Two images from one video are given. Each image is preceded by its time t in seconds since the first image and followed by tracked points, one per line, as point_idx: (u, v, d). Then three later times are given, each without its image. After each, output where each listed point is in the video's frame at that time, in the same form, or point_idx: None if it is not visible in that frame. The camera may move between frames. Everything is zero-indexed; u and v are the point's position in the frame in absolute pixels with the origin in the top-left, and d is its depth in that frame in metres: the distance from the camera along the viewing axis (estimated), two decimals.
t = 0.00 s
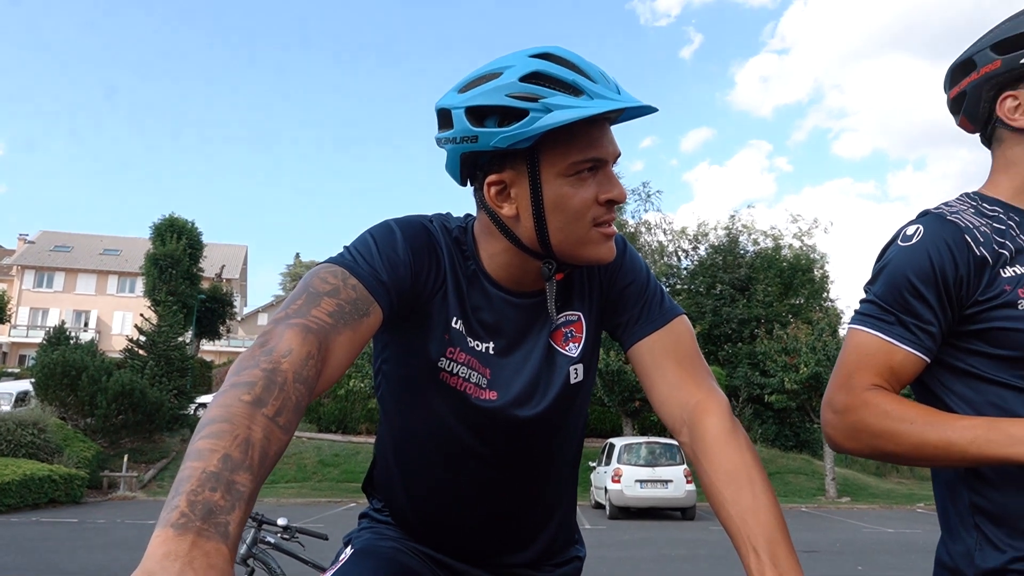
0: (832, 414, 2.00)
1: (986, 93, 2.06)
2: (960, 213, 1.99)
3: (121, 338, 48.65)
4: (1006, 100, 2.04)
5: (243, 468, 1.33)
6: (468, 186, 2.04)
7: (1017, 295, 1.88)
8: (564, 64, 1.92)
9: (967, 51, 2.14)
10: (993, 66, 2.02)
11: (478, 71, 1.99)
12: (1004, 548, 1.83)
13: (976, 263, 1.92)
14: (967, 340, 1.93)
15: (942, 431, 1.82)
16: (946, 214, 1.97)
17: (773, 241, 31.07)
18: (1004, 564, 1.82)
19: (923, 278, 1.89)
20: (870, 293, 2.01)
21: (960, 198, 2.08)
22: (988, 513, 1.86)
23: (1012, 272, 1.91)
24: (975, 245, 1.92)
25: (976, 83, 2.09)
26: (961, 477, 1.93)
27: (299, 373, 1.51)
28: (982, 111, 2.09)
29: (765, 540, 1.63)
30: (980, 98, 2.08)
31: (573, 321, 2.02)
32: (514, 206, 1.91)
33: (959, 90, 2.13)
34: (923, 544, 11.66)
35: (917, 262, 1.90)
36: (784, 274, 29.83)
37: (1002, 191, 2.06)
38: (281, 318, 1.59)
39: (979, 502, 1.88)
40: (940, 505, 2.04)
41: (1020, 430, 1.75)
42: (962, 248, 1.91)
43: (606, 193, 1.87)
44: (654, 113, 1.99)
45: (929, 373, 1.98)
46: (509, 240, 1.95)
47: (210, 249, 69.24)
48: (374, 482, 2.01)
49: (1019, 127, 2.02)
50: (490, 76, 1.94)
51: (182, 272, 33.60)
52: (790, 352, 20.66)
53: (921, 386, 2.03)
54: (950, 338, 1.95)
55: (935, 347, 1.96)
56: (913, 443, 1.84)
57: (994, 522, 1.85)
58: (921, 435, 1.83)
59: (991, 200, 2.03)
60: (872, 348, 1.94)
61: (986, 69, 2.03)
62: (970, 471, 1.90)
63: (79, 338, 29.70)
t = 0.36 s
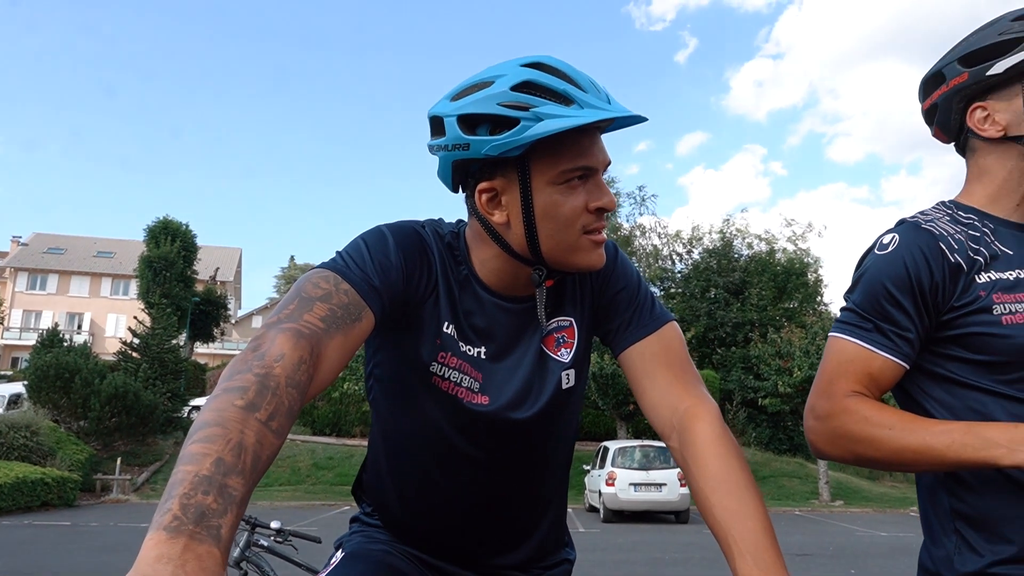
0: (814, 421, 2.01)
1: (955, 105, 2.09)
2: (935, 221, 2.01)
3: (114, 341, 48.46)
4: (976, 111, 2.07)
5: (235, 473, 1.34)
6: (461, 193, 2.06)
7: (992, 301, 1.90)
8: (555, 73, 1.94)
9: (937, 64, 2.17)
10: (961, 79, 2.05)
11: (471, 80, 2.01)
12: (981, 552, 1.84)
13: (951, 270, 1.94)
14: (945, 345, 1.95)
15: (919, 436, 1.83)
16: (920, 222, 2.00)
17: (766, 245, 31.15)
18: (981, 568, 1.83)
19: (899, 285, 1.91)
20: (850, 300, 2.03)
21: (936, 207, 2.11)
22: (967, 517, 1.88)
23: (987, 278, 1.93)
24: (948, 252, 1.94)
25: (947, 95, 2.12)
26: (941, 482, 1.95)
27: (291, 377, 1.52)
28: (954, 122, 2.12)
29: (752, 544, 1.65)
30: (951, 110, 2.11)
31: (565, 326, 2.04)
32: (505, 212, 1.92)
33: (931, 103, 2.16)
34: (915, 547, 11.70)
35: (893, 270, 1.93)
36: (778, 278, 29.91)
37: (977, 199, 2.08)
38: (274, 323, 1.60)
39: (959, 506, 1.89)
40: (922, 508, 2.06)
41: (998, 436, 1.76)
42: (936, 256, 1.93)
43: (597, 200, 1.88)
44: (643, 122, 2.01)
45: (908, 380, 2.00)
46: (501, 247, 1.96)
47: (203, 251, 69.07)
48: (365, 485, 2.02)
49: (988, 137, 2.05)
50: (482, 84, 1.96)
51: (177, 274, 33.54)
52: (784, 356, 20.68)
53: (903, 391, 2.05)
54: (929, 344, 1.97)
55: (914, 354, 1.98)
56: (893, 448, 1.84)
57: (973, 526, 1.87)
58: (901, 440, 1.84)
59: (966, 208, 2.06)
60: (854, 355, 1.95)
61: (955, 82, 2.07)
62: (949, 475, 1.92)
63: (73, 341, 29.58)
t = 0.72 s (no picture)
0: (795, 430, 2.02)
1: (928, 121, 2.12)
2: (912, 232, 2.02)
3: (107, 345, 48.30)
4: (949, 126, 2.08)
5: (216, 481, 1.33)
6: (447, 200, 2.06)
7: (968, 308, 1.89)
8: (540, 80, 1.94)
9: (911, 80, 2.20)
10: (932, 96, 2.08)
11: (457, 89, 2.01)
12: (957, 556, 1.84)
13: (927, 279, 1.95)
14: (922, 353, 1.95)
15: (894, 442, 1.84)
16: (898, 233, 2.00)
17: (761, 251, 31.24)
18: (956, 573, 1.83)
19: (877, 295, 1.92)
20: (830, 310, 2.04)
21: (915, 218, 2.12)
22: (942, 522, 1.88)
23: (962, 287, 1.93)
24: (925, 262, 1.95)
25: (919, 111, 2.15)
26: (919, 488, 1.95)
27: (275, 386, 1.52)
28: (929, 136, 2.15)
29: (734, 552, 1.65)
30: (925, 126, 2.14)
31: (553, 333, 2.04)
32: (491, 220, 1.93)
33: (906, 119, 2.19)
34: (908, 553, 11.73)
35: (870, 280, 1.93)
36: (772, 284, 30.02)
37: (954, 211, 2.10)
38: (258, 331, 1.60)
39: (935, 512, 1.89)
40: (902, 514, 2.06)
41: (970, 443, 1.75)
42: (913, 266, 1.94)
43: (582, 208, 1.88)
44: (630, 130, 2.01)
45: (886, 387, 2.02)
46: (486, 254, 1.97)
47: (198, 255, 68.93)
48: (352, 493, 2.02)
49: (962, 151, 2.07)
50: (467, 93, 1.96)
51: (171, 279, 33.47)
52: (778, 361, 20.70)
53: (884, 399, 2.06)
54: (908, 353, 1.98)
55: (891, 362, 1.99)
56: (873, 455, 1.86)
57: (948, 531, 1.87)
58: (877, 447, 1.85)
59: (944, 219, 2.08)
60: (830, 364, 1.96)
61: (927, 98, 2.10)
62: (927, 481, 1.92)
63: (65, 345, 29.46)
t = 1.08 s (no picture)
0: (791, 426, 2.02)
1: (932, 122, 2.12)
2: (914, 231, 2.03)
3: (103, 348, 48.21)
4: (953, 129, 2.09)
5: (210, 485, 1.34)
6: (441, 204, 2.07)
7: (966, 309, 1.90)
8: (533, 83, 1.95)
9: (918, 80, 2.21)
10: (938, 97, 2.08)
11: (451, 91, 2.02)
12: (948, 557, 1.85)
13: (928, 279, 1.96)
14: (922, 352, 1.96)
15: (892, 441, 1.85)
16: (902, 231, 2.01)
17: (757, 252, 31.28)
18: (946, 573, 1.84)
19: (878, 293, 1.93)
20: (829, 306, 2.04)
21: (917, 218, 2.13)
22: (933, 523, 1.88)
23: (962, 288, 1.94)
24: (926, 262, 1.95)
25: (923, 110, 2.15)
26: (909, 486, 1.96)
27: (268, 390, 1.52)
28: (932, 137, 2.15)
29: (728, 553, 1.65)
30: (930, 126, 2.14)
31: (546, 335, 2.04)
32: (484, 222, 1.93)
33: (911, 118, 2.19)
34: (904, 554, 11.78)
35: (872, 277, 1.94)
36: (769, 285, 30.10)
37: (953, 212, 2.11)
38: (251, 334, 1.61)
39: (926, 513, 1.90)
40: (890, 513, 2.07)
41: (966, 442, 1.76)
42: (914, 267, 1.95)
43: (576, 208, 1.89)
44: (623, 131, 2.02)
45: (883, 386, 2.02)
46: (480, 256, 1.97)
47: (193, 258, 68.82)
48: (346, 497, 2.03)
49: (965, 154, 2.06)
50: (461, 95, 1.97)
51: (166, 281, 33.41)
52: (774, 363, 20.72)
53: (878, 398, 2.06)
54: (906, 351, 1.99)
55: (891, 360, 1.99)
56: (870, 453, 1.86)
57: (938, 532, 1.88)
58: (877, 444, 1.86)
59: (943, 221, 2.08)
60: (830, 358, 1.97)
61: (934, 98, 2.10)
62: (918, 482, 1.93)
63: (61, 347, 29.37)
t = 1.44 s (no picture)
0: (807, 430, 1.95)
1: (956, 115, 2.05)
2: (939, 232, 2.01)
3: (99, 349, 48.08)
4: (973, 126, 2.05)
5: (207, 489, 1.34)
6: (437, 205, 2.07)
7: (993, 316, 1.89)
8: (526, 84, 1.95)
9: (942, 69, 2.13)
10: (968, 90, 2.01)
11: (446, 93, 2.02)
12: (965, 567, 1.84)
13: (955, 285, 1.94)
14: (941, 360, 1.92)
15: (921, 449, 1.81)
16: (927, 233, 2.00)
17: (754, 255, 31.35)
18: None
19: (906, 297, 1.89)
20: (847, 304, 2.00)
21: (928, 217, 2.11)
22: (950, 532, 1.87)
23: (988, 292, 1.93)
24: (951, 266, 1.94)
25: (947, 101, 2.08)
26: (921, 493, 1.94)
27: (265, 393, 1.51)
28: (949, 132, 2.09)
29: (725, 555, 1.66)
30: (950, 118, 2.07)
31: (543, 338, 2.04)
32: (482, 223, 1.93)
33: (933, 107, 2.11)
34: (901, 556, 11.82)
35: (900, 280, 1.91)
36: (765, 288, 30.21)
37: (965, 213, 2.08)
38: (248, 337, 1.61)
39: (940, 520, 1.90)
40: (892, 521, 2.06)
41: (1004, 454, 1.75)
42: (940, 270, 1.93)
43: (573, 209, 1.89)
44: (618, 132, 2.03)
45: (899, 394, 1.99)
46: (477, 257, 1.97)
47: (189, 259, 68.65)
48: (343, 500, 2.02)
49: (984, 153, 2.03)
50: (456, 96, 1.97)
51: (162, 282, 33.34)
52: (770, 364, 20.75)
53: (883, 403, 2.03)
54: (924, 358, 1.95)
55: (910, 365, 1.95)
56: (895, 460, 1.83)
57: (956, 542, 1.87)
58: (910, 454, 1.82)
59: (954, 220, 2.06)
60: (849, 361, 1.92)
61: (963, 91, 2.03)
62: (932, 490, 1.92)
63: (56, 349, 29.28)
